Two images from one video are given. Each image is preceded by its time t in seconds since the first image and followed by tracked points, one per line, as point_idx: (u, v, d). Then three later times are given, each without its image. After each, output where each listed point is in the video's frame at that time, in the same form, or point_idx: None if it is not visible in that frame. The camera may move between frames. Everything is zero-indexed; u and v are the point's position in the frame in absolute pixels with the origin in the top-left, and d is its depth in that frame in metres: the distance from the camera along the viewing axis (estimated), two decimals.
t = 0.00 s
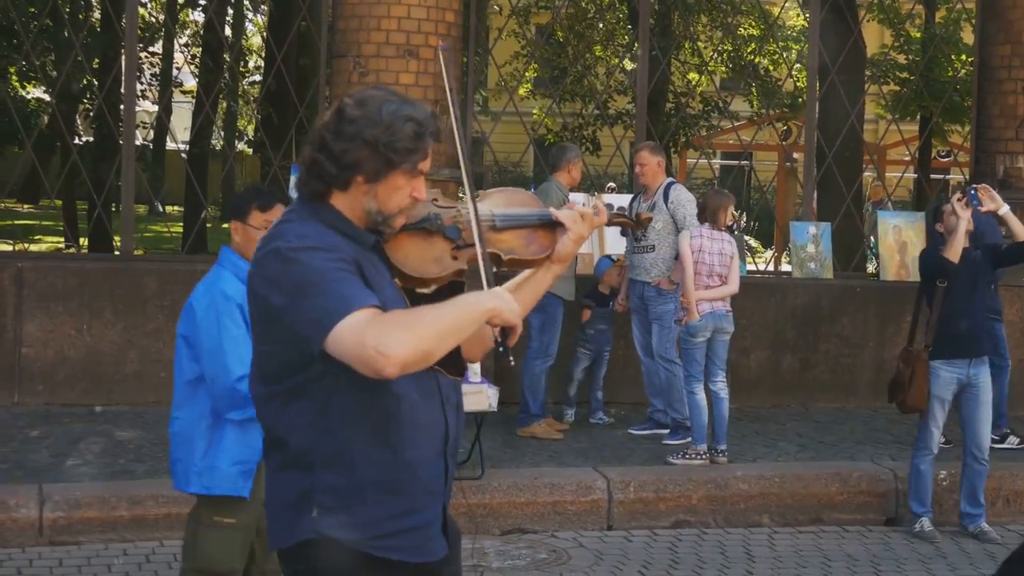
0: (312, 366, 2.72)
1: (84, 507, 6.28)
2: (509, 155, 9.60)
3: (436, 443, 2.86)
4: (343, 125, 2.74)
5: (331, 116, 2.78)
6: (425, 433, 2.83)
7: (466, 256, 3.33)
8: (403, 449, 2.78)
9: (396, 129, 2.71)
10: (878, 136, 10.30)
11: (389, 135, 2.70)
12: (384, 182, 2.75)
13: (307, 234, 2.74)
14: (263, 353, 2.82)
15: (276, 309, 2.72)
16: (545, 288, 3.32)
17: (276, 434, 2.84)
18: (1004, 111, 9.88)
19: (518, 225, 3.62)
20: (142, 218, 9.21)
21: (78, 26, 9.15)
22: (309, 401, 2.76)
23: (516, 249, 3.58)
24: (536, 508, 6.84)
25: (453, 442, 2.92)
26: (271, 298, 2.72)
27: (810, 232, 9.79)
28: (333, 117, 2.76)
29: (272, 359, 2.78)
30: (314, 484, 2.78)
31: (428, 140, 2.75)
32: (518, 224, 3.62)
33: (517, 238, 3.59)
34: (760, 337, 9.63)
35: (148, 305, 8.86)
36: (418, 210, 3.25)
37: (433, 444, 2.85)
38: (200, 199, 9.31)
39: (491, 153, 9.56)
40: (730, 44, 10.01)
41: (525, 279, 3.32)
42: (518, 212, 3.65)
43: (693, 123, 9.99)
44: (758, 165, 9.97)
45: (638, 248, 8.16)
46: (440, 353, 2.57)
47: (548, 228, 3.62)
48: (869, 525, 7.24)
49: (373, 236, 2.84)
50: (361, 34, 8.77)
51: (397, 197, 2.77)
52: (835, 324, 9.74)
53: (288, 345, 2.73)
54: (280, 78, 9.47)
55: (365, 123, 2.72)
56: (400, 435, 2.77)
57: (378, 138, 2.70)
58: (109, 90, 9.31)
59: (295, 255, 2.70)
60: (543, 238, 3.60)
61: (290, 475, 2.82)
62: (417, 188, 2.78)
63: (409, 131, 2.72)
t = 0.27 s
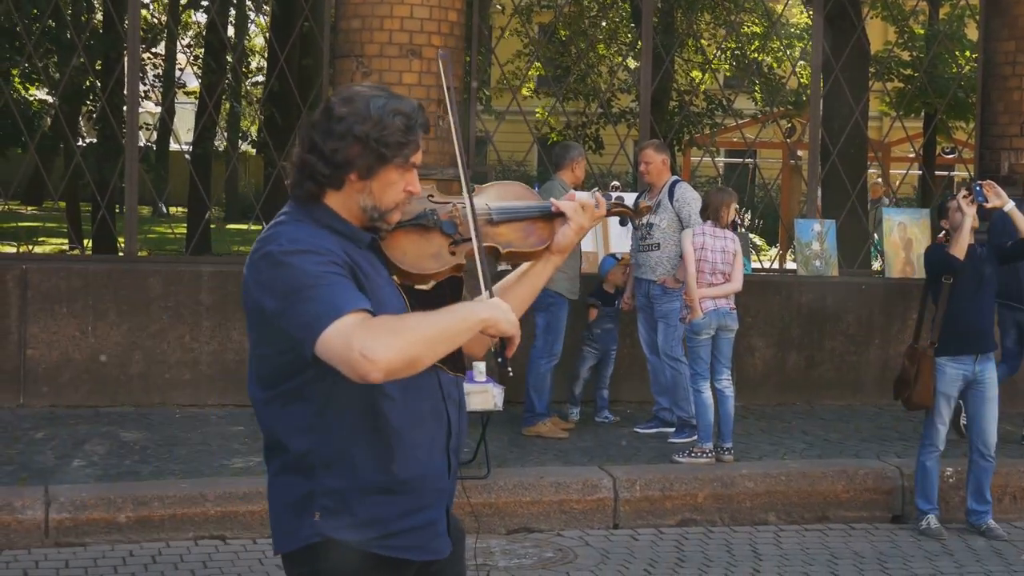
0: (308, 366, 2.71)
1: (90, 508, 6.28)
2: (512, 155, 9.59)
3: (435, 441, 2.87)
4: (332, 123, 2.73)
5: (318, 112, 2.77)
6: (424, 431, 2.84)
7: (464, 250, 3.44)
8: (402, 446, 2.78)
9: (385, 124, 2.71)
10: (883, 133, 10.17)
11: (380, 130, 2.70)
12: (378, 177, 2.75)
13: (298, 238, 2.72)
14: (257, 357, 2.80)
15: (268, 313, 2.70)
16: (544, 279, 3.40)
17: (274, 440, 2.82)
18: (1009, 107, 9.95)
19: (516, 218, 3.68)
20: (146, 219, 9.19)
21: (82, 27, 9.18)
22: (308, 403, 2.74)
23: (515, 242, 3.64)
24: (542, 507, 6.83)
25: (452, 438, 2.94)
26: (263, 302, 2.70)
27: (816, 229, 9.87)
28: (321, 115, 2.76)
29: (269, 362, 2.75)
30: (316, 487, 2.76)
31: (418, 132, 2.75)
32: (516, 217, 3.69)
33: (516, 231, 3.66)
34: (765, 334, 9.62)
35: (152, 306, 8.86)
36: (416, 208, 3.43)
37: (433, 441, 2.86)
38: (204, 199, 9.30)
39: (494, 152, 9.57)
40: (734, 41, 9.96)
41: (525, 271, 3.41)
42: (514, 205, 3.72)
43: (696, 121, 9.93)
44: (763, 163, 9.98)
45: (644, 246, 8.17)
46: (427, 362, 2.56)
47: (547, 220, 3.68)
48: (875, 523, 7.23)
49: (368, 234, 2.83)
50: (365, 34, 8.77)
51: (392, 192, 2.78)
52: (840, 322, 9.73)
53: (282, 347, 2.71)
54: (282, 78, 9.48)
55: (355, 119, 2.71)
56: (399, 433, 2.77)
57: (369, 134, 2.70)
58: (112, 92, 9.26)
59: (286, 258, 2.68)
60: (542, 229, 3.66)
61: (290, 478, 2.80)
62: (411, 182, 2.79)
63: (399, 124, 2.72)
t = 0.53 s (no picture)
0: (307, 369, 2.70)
1: (94, 508, 6.28)
2: (514, 154, 9.59)
3: (436, 441, 2.86)
4: (330, 123, 2.73)
5: (314, 112, 2.77)
6: (424, 431, 2.83)
7: (463, 249, 3.44)
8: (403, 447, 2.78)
9: (383, 122, 2.70)
10: (886, 131, 10.19)
11: (378, 129, 2.70)
12: (376, 176, 2.74)
13: (295, 241, 2.71)
14: (256, 361, 2.79)
15: (266, 316, 2.68)
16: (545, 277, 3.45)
17: (274, 444, 2.81)
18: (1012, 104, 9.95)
19: (517, 216, 3.65)
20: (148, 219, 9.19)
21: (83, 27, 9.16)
22: (307, 406, 2.73)
23: (515, 240, 3.60)
24: (546, 506, 6.82)
25: (451, 438, 2.94)
26: (261, 305, 2.69)
27: (818, 227, 9.88)
28: (319, 115, 2.75)
29: (269, 365, 2.74)
30: (317, 490, 2.76)
31: (416, 129, 2.74)
32: (516, 216, 3.66)
33: (516, 230, 3.62)
34: (769, 333, 9.61)
35: (155, 305, 8.85)
36: (414, 207, 3.43)
37: (432, 442, 2.86)
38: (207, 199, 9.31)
39: (496, 152, 9.57)
40: (736, 40, 9.96)
41: (527, 269, 3.47)
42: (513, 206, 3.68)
43: (699, 120, 9.91)
44: (766, 161, 9.97)
45: (647, 245, 8.17)
46: (418, 371, 2.54)
47: (548, 218, 3.63)
48: (880, 521, 7.22)
49: (368, 234, 2.83)
50: (367, 34, 8.76)
51: (391, 192, 2.77)
52: (843, 320, 9.72)
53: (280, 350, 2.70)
54: (285, 77, 9.49)
55: (353, 118, 2.71)
56: (398, 434, 2.77)
57: (367, 132, 2.69)
58: (115, 92, 9.23)
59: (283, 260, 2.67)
60: (544, 227, 3.62)
61: (291, 481, 2.80)
62: (410, 179, 2.79)
63: (397, 122, 2.72)
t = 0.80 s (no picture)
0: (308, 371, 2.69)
1: (95, 506, 6.27)
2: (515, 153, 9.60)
3: (437, 443, 2.86)
4: (333, 122, 2.72)
5: (317, 111, 2.77)
6: (425, 433, 2.83)
7: (465, 249, 3.42)
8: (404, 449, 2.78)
9: (388, 121, 2.70)
10: (887, 130, 10.19)
11: (382, 129, 2.70)
12: (381, 176, 2.74)
13: (298, 241, 2.70)
14: (257, 363, 2.78)
15: (267, 316, 2.67)
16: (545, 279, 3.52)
17: (275, 448, 2.81)
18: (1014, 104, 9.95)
19: (519, 217, 3.63)
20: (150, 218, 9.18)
21: (85, 25, 9.16)
22: (309, 408, 2.73)
23: (516, 239, 3.60)
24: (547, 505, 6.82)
25: (453, 439, 2.94)
26: (261, 305, 2.68)
27: (819, 227, 9.90)
28: (322, 115, 2.75)
29: (271, 366, 2.73)
30: (319, 494, 2.75)
31: (420, 129, 2.75)
32: (517, 216, 3.64)
33: (517, 230, 3.61)
34: (771, 332, 9.61)
35: (157, 304, 8.85)
36: (416, 207, 3.37)
37: (434, 444, 2.85)
38: (208, 198, 9.32)
39: (498, 150, 9.55)
40: (738, 39, 9.94)
41: (525, 270, 3.53)
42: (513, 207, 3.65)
43: (700, 119, 9.91)
44: (768, 159, 9.98)
45: (648, 245, 8.17)
46: (415, 380, 2.55)
47: (549, 218, 3.63)
48: (881, 521, 7.22)
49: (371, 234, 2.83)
50: (368, 32, 8.75)
51: (395, 191, 2.77)
52: (845, 319, 9.71)
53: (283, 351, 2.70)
54: (286, 75, 9.47)
55: (357, 117, 2.70)
56: (400, 436, 2.77)
57: (371, 132, 2.69)
58: (116, 90, 9.22)
59: (284, 261, 2.66)
60: (544, 227, 3.62)
61: (292, 485, 2.79)
62: (413, 179, 2.79)
63: (401, 121, 2.71)
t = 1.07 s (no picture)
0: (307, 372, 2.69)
1: (94, 505, 6.27)
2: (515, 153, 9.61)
3: (438, 444, 2.86)
4: (336, 122, 2.72)
5: (320, 110, 2.76)
6: (426, 434, 2.83)
7: (466, 250, 3.41)
8: (403, 449, 2.78)
9: (391, 121, 2.70)
10: (887, 130, 10.19)
11: (385, 128, 2.69)
12: (383, 175, 2.74)
13: (300, 244, 2.70)
14: (255, 364, 2.79)
15: (267, 318, 2.67)
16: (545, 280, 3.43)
17: (274, 449, 2.81)
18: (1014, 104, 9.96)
19: (519, 217, 3.67)
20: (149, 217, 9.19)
21: (86, 24, 9.15)
22: (309, 410, 2.73)
23: (518, 241, 3.61)
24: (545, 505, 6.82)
25: (454, 440, 2.93)
26: (260, 305, 2.68)
27: (818, 227, 9.88)
28: (324, 115, 2.74)
29: (271, 367, 2.74)
30: (319, 496, 2.75)
31: (423, 128, 2.74)
32: (518, 216, 3.67)
33: (519, 231, 3.63)
34: (771, 332, 9.61)
35: (156, 303, 8.85)
36: (418, 207, 3.39)
37: (435, 444, 2.85)
38: (209, 200, 9.33)
39: (498, 150, 9.56)
40: (738, 39, 9.93)
41: (525, 270, 3.45)
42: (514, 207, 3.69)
43: (700, 119, 9.91)
44: (767, 159, 9.97)
45: (648, 245, 8.17)
46: (412, 390, 2.52)
47: (549, 219, 3.65)
48: (880, 522, 7.22)
49: (372, 234, 2.82)
50: (368, 32, 8.74)
51: (398, 191, 2.76)
52: (845, 320, 9.71)
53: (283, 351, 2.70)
54: (286, 74, 9.45)
55: (360, 117, 2.70)
56: (400, 437, 2.77)
57: (374, 132, 2.68)
58: (116, 89, 9.21)
59: (283, 261, 2.66)
60: (546, 228, 3.64)
61: (292, 487, 2.79)
62: (416, 179, 2.78)
63: (404, 121, 2.71)
